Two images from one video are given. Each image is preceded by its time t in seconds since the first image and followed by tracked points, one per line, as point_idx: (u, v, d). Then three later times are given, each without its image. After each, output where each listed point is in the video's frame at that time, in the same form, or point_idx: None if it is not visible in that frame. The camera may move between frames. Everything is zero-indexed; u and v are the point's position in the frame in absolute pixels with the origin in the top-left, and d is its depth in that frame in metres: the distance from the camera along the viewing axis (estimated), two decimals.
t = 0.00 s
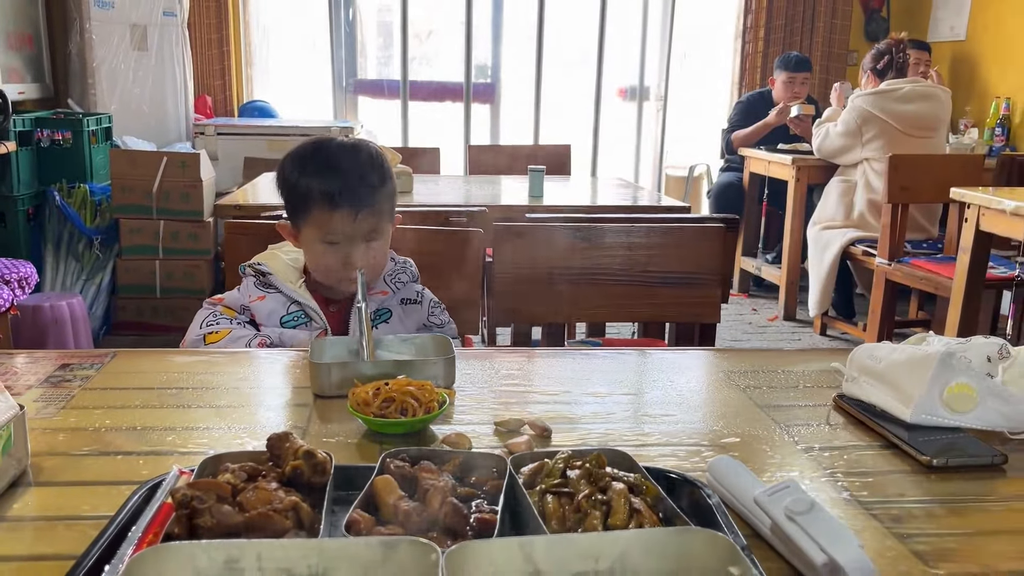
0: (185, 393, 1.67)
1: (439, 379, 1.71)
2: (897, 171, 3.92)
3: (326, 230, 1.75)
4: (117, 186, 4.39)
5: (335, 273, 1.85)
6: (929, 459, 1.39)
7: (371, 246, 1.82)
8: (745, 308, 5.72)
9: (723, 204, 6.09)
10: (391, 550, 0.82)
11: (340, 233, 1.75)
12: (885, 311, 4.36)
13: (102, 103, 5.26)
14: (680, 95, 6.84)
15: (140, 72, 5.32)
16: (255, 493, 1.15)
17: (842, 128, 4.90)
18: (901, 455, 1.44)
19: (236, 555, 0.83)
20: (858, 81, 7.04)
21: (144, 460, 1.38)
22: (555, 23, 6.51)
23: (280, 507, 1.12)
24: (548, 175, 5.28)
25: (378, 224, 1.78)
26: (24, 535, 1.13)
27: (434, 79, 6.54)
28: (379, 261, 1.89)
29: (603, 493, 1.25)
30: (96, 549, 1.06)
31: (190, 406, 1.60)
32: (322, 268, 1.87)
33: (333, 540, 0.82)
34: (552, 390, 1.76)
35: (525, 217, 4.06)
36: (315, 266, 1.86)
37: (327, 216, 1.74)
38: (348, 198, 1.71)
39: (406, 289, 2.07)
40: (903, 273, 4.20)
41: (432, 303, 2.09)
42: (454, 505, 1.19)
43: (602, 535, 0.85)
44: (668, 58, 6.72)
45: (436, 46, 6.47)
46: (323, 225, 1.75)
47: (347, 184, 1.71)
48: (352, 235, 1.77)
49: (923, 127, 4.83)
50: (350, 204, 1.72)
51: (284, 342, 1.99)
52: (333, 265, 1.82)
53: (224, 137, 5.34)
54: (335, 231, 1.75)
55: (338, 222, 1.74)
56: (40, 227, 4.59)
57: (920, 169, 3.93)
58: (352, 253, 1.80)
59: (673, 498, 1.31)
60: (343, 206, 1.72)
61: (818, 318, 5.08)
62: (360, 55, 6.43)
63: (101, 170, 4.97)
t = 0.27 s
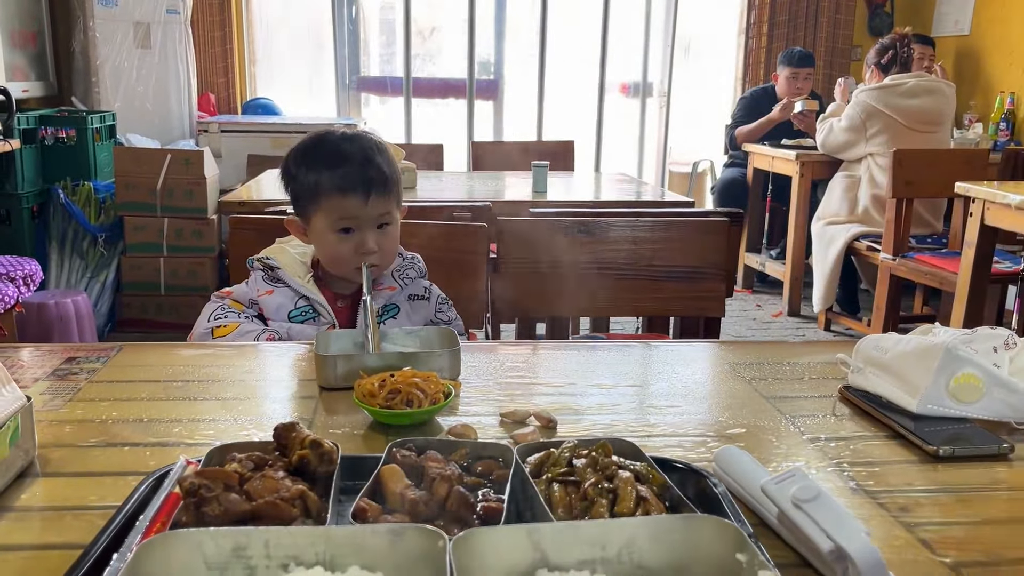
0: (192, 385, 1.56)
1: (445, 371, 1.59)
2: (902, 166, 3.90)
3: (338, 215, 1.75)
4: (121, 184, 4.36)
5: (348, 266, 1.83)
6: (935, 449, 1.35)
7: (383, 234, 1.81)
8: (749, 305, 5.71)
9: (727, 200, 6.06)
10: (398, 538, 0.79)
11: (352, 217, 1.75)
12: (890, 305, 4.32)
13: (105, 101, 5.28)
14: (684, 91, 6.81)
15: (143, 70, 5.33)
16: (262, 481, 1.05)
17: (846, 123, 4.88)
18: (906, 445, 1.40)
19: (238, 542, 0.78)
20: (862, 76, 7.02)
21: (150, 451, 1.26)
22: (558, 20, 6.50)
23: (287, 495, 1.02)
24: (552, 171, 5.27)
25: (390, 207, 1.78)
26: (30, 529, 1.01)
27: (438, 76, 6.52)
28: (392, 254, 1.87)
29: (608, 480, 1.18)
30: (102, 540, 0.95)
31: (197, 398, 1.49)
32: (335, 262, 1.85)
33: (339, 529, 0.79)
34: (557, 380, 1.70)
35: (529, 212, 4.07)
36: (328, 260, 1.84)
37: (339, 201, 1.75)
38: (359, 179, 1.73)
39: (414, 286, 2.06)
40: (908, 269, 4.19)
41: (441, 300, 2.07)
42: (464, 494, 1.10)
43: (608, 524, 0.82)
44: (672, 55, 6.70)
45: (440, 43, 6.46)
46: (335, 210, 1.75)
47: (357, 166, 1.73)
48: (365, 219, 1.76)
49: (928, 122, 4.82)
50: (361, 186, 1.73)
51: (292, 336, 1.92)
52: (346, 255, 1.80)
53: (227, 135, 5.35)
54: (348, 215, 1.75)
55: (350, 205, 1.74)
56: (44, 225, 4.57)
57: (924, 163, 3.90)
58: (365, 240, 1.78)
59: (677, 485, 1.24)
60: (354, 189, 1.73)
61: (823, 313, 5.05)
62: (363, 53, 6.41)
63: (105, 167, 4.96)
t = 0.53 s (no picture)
0: (201, 379, 1.55)
1: (453, 365, 1.56)
2: (909, 162, 3.86)
3: (359, 203, 1.77)
4: (127, 181, 4.35)
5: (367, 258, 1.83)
6: (946, 442, 1.28)
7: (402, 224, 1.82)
8: (756, 300, 5.69)
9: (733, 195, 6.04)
10: (409, 530, 0.78)
11: (373, 204, 1.77)
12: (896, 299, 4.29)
13: (111, 98, 5.30)
14: (690, 87, 6.79)
15: (149, 67, 5.34)
16: (269, 473, 1.01)
17: (852, 118, 4.88)
18: (916, 438, 1.33)
19: (252, 534, 0.77)
20: (868, 71, 6.99)
21: (161, 446, 1.24)
22: (563, 17, 6.49)
23: (297, 488, 0.99)
24: (558, 167, 5.25)
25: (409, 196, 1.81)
26: (42, 522, 0.98)
27: (443, 72, 6.51)
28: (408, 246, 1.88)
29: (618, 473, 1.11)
30: (115, 530, 0.93)
31: (205, 393, 1.47)
32: (352, 255, 1.84)
33: (351, 521, 0.79)
34: (565, 374, 1.62)
35: (535, 207, 4.06)
36: (345, 253, 1.83)
37: (360, 190, 1.76)
38: (380, 166, 1.76)
39: (426, 281, 2.05)
40: (915, 264, 4.15)
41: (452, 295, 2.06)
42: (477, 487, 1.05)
43: (621, 514, 0.81)
44: (678, 51, 6.68)
45: (445, 39, 6.45)
46: (356, 198, 1.76)
47: (379, 153, 1.76)
48: (386, 207, 1.78)
49: (937, 116, 4.78)
50: (383, 172, 1.76)
51: (298, 332, 1.90)
52: (365, 246, 1.81)
53: (233, 132, 5.34)
54: (369, 202, 1.77)
55: (372, 192, 1.76)
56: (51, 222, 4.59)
57: (931, 158, 3.87)
58: (385, 228, 1.79)
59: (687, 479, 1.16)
60: (376, 176, 1.76)
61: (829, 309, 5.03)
62: (368, 51, 6.41)
63: (111, 165, 4.98)
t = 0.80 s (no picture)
0: (210, 375, 1.54)
1: (462, 360, 1.53)
2: (918, 156, 3.84)
3: (370, 197, 1.76)
4: (135, 177, 4.36)
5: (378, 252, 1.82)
6: (960, 437, 1.23)
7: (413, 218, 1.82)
8: (763, 296, 5.66)
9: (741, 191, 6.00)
10: (421, 527, 0.77)
11: (385, 198, 1.76)
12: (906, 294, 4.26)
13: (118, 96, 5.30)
14: (696, 82, 6.77)
15: (155, 64, 5.33)
16: (281, 468, 1.01)
17: (861, 113, 4.82)
18: (929, 433, 1.29)
19: (263, 530, 0.76)
20: (877, 65, 6.94)
21: (170, 441, 1.23)
22: (568, 13, 6.47)
23: (308, 484, 0.99)
24: (564, 163, 5.23)
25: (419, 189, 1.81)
26: (52, 517, 0.98)
27: (449, 68, 6.50)
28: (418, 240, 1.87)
29: (632, 467, 1.09)
30: (125, 525, 0.92)
31: (215, 388, 1.47)
32: (363, 250, 1.83)
33: (363, 516, 0.78)
34: (573, 368, 1.55)
35: (542, 202, 4.05)
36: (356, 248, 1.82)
37: (371, 183, 1.76)
38: (391, 160, 1.75)
39: (439, 268, 2.03)
40: (925, 259, 4.12)
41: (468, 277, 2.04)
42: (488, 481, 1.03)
43: (635, 509, 0.80)
44: (684, 46, 6.65)
45: (450, 35, 6.44)
46: (368, 192, 1.76)
47: (389, 146, 1.76)
48: (397, 200, 1.78)
49: (945, 111, 4.77)
50: (394, 165, 1.75)
51: (303, 328, 1.89)
52: (376, 240, 1.80)
53: (240, 129, 5.34)
54: (381, 195, 1.76)
55: (383, 185, 1.76)
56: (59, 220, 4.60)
57: (940, 153, 3.84)
58: (397, 222, 1.79)
59: (698, 473, 1.11)
60: (387, 169, 1.76)
61: (838, 305, 4.99)
62: (374, 47, 6.39)
63: (119, 163, 4.99)
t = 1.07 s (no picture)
0: (218, 372, 1.54)
1: (472, 357, 1.52)
2: (926, 152, 3.81)
3: (377, 189, 1.76)
4: (142, 175, 4.36)
5: (385, 246, 1.82)
6: (973, 433, 1.22)
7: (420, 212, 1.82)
8: (771, 293, 5.65)
9: (749, 187, 5.98)
10: (432, 524, 0.76)
11: (392, 190, 1.76)
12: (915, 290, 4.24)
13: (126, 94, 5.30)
14: (702, 79, 6.75)
15: (162, 62, 5.33)
16: (291, 466, 1.00)
17: (869, 109, 4.78)
18: (941, 430, 1.27)
19: (274, 528, 0.76)
20: (885, 61, 6.89)
21: (180, 438, 1.23)
22: (575, 10, 6.45)
23: (318, 481, 0.98)
24: (571, 159, 5.22)
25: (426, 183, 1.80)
26: (63, 514, 0.98)
27: (455, 65, 6.50)
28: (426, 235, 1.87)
29: (643, 464, 1.08)
30: (137, 522, 0.92)
31: (224, 385, 1.47)
32: (371, 245, 1.83)
33: (373, 513, 0.77)
34: (580, 362, 1.55)
35: (549, 199, 4.04)
36: (364, 242, 1.82)
37: (378, 176, 1.76)
38: (397, 153, 1.75)
39: (446, 263, 2.02)
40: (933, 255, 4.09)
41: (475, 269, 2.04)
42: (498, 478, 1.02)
43: (646, 506, 0.79)
44: (691, 43, 6.63)
45: (457, 32, 6.43)
46: (375, 185, 1.76)
47: (397, 139, 1.76)
48: (404, 194, 1.77)
49: (953, 106, 4.74)
50: (401, 158, 1.75)
51: (310, 325, 1.89)
52: (384, 234, 1.79)
53: (247, 127, 5.35)
54: (388, 188, 1.76)
55: (390, 178, 1.75)
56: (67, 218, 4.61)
57: (948, 148, 3.81)
58: (404, 216, 1.78)
59: (711, 471, 1.10)
60: (394, 162, 1.75)
61: (846, 301, 4.97)
62: (381, 45, 6.39)
63: (126, 161, 4.99)
